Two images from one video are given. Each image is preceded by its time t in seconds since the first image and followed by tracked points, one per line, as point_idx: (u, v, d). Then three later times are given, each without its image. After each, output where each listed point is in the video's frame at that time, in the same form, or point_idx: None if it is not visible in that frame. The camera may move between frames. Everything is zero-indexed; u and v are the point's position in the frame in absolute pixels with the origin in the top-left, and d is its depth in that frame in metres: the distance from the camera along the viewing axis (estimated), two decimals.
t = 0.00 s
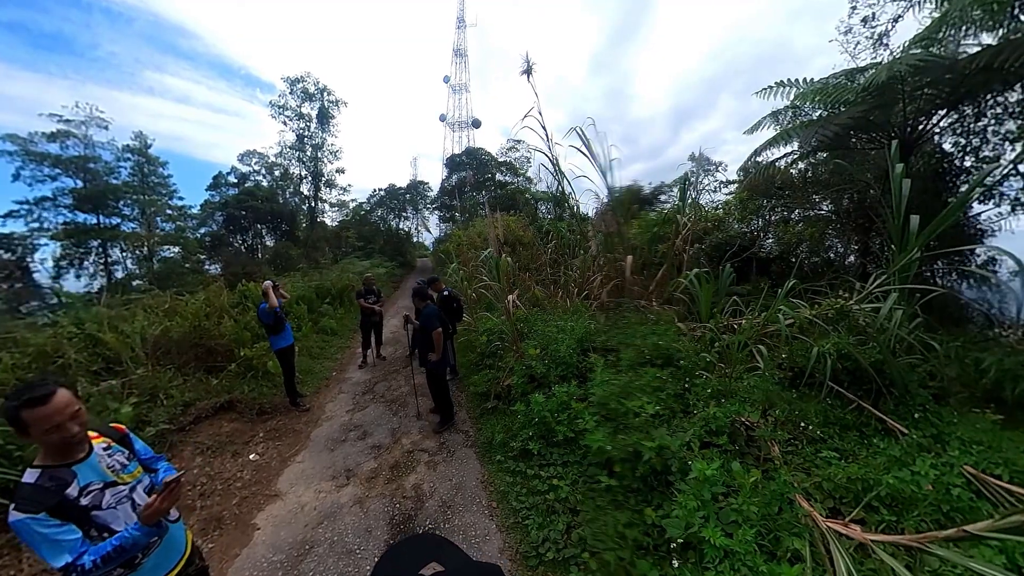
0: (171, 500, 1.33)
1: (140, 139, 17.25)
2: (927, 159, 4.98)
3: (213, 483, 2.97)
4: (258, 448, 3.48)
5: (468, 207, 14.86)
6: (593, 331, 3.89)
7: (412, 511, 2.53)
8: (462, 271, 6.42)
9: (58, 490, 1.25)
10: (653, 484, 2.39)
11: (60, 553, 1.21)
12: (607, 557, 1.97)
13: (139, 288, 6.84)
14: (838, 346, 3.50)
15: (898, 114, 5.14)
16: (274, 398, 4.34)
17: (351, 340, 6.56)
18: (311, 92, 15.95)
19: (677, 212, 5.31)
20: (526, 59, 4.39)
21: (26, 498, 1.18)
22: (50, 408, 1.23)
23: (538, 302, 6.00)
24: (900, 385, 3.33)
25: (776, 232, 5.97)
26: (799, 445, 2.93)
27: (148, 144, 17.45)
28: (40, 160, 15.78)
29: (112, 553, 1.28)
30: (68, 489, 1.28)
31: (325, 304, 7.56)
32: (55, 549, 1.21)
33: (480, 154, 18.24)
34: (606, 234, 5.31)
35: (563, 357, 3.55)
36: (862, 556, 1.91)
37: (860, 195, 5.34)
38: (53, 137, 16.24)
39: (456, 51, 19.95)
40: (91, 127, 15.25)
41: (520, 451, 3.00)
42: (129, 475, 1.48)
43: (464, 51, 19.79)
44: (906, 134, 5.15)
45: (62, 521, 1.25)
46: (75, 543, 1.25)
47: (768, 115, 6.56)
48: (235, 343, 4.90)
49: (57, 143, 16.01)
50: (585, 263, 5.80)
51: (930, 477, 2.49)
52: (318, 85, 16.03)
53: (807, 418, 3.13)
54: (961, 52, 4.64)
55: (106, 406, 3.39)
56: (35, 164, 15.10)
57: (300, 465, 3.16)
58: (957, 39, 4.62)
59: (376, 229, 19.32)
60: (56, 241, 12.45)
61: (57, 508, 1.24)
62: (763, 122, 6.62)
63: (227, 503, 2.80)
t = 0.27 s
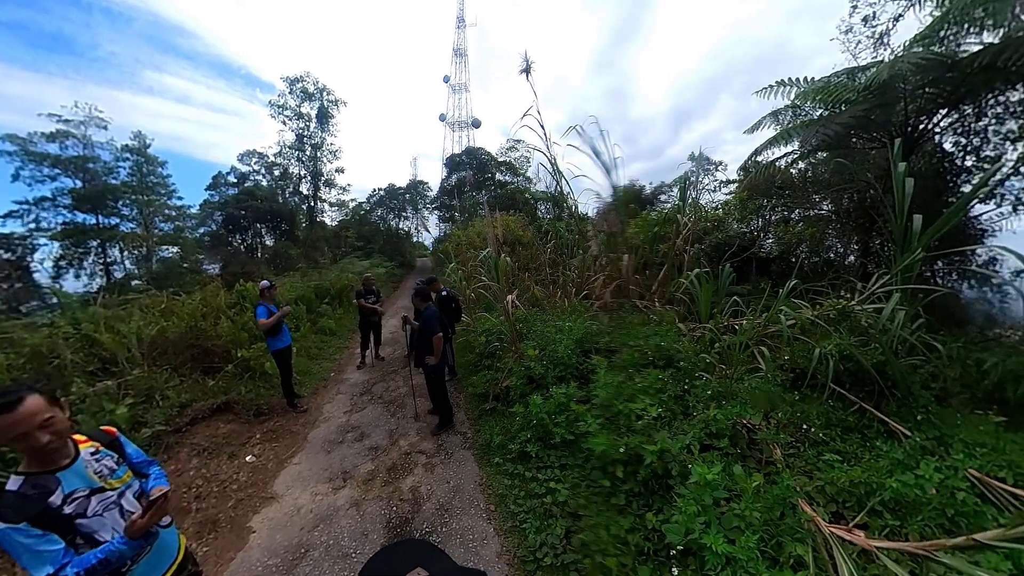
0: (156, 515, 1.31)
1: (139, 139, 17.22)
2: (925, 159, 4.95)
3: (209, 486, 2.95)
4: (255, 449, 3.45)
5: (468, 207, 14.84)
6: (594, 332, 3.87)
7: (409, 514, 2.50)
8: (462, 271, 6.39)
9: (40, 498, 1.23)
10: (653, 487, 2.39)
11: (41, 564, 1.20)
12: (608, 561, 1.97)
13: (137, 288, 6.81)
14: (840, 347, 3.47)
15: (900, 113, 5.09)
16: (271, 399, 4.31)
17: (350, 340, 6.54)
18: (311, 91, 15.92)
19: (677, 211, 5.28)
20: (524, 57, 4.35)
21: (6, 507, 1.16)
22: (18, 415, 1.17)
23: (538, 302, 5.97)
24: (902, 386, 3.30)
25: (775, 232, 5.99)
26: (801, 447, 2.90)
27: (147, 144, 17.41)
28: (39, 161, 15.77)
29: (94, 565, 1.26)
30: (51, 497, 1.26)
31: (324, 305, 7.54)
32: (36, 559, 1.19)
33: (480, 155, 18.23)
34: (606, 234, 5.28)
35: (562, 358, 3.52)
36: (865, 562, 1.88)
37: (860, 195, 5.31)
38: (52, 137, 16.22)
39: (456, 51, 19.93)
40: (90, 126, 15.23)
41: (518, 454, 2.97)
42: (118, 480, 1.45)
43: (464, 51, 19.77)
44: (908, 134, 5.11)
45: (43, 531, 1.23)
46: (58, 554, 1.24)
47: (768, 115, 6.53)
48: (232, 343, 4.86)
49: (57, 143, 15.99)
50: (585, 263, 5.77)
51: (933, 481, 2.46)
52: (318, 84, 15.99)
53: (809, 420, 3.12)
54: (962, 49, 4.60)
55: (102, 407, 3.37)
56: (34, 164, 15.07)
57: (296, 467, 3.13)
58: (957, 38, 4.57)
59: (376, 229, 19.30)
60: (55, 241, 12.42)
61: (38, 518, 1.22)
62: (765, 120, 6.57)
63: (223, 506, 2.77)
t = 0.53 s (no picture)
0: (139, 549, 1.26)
1: (138, 139, 17.16)
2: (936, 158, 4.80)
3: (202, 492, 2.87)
4: (250, 454, 3.38)
5: (468, 207, 14.76)
6: (596, 334, 3.80)
7: (408, 523, 2.43)
8: (462, 272, 6.32)
9: (5, 519, 1.18)
10: (659, 496, 2.34)
11: None
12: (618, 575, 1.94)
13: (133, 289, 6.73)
14: (847, 350, 3.40)
15: (905, 112, 5.02)
16: (267, 402, 4.24)
17: (347, 341, 6.46)
18: (310, 90, 15.84)
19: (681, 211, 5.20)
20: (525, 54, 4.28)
21: None
22: None
23: (539, 303, 5.89)
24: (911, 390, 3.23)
25: (776, 232, 5.90)
26: (809, 453, 2.84)
27: (145, 143, 17.33)
28: (37, 160, 15.67)
29: None
30: (17, 518, 1.21)
31: (322, 305, 7.46)
32: None
33: (480, 154, 18.18)
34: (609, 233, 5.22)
35: (565, 361, 3.45)
36: None
37: (864, 195, 5.24)
38: (49, 136, 16.11)
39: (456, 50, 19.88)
40: (89, 126, 15.15)
41: (519, 459, 2.90)
42: (96, 496, 1.40)
43: (464, 50, 19.71)
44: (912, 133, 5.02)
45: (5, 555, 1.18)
46: None
47: (770, 114, 6.46)
48: (228, 345, 4.77)
49: (55, 142, 15.90)
50: (587, 264, 5.69)
51: (947, 489, 2.39)
52: (317, 83, 15.90)
53: (817, 425, 3.04)
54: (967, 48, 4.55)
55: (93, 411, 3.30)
56: (32, 163, 14.98)
57: (292, 472, 3.06)
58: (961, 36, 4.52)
59: (376, 229, 19.22)
60: (52, 241, 12.32)
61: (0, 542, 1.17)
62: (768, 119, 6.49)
63: (216, 514, 2.70)
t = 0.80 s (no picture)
0: None
1: (136, 138, 17.05)
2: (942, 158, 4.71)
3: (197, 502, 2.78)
4: (247, 461, 3.29)
5: (470, 206, 14.66)
6: (603, 336, 3.71)
7: (412, 534, 2.34)
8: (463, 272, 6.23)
9: None
10: (673, 505, 2.26)
11: None
12: None
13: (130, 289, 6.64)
14: (860, 353, 3.31)
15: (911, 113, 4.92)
16: (265, 406, 4.15)
17: (347, 343, 6.36)
18: (309, 89, 15.72)
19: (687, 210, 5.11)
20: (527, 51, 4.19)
21: None
22: None
23: (541, 303, 5.79)
24: (925, 393, 3.14)
25: (778, 232, 5.81)
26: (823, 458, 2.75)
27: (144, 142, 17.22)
28: (35, 159, 15.54)
29: None
30: None
31: (321, 306, 7.36)
32: None
33: (480, 154, 18.09)
34: (613, 233, 5.08)
35: (571, 364, 3.37)
36: None
37: (868, 197, 5.20)
38: (47, 135, 15.98)
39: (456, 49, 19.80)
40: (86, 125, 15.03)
41: (526, 466, 2.81)
42: (73, 522, 1.36)
43: (464, 49, 19.61)
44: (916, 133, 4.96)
45: None
46: None
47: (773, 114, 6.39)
48: (225, 348, 4.67)
49: (53, 141, 15.78)
50: (590, 264, 5.60)
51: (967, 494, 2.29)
52: (317, 82, 15.79)
53: (831, 431, 2.95)
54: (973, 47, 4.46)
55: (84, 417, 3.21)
56: (30, 162, 14.87)
57: (291, 480, 2.97)
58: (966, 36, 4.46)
59: (376, 229, 19.10)
60: (50, 241, 12.22)
61: None
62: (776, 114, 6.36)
63: (212, 525, 2.61)
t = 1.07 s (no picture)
0: None
1: (135, 138, 16.98)
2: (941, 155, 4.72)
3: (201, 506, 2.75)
4: (252, 463, 3.26)
5: (470, 207, 14.68)
6: (608, 335, 3.69)
7: (421, 536, 2.32)
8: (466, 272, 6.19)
9: None
10: (685, 503, 2.25)
11: None
12: None
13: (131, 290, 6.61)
14: (865, 351, 3.30)
15: (913, 112, 4.88)
16: (268, 407, 4.12)
17: (349, 343, 6.33)
18: (309, 89, 15.67)
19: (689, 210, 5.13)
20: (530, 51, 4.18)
21: None
22: None
23: (545, 303, 5.76)
24: (929, 391, 3.14)
25: (777, 232, 5.90)
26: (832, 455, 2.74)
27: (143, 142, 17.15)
28: (33, 159, 15.47)
29: None
30: None
31: (323, 306, 7.33)
32: None
33: (480, 153, 18.06)
34: (616, 233, 4.73)
35: (576, 363, 3.35)
36: None
37: (868, 196, 5.22)
38: (45, 135, 15.89)
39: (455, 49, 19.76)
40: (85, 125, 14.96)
41: (536, 466, 2.80)
42: (77, 534, 1.32)
43: (463, 48, 19.57)
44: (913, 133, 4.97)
45: None
46: None
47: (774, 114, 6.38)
48: (227, 348, 4.64)
49: (51, 142, 15.70)
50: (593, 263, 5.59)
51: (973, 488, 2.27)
52: (316, 82, 15.74)
53: (839, 429, 2.93)
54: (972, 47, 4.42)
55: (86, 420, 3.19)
56: (29, 162, 14.80)
57: (296, 483, 2.94)
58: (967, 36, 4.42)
59: (375, 229, 19.04)
60: (49, 241, 12.17)
61: None
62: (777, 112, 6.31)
63: (217, 529, 2.58)
